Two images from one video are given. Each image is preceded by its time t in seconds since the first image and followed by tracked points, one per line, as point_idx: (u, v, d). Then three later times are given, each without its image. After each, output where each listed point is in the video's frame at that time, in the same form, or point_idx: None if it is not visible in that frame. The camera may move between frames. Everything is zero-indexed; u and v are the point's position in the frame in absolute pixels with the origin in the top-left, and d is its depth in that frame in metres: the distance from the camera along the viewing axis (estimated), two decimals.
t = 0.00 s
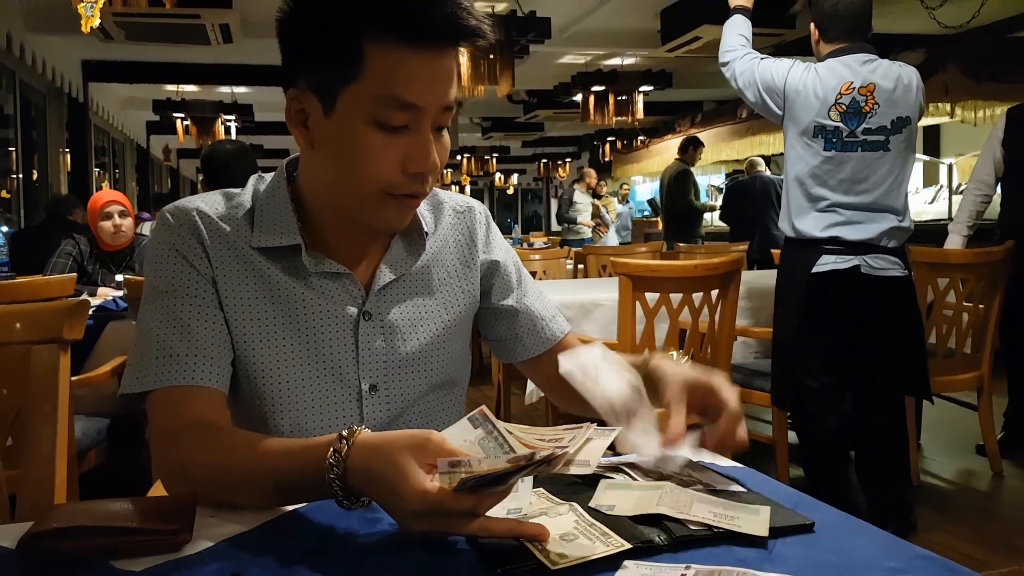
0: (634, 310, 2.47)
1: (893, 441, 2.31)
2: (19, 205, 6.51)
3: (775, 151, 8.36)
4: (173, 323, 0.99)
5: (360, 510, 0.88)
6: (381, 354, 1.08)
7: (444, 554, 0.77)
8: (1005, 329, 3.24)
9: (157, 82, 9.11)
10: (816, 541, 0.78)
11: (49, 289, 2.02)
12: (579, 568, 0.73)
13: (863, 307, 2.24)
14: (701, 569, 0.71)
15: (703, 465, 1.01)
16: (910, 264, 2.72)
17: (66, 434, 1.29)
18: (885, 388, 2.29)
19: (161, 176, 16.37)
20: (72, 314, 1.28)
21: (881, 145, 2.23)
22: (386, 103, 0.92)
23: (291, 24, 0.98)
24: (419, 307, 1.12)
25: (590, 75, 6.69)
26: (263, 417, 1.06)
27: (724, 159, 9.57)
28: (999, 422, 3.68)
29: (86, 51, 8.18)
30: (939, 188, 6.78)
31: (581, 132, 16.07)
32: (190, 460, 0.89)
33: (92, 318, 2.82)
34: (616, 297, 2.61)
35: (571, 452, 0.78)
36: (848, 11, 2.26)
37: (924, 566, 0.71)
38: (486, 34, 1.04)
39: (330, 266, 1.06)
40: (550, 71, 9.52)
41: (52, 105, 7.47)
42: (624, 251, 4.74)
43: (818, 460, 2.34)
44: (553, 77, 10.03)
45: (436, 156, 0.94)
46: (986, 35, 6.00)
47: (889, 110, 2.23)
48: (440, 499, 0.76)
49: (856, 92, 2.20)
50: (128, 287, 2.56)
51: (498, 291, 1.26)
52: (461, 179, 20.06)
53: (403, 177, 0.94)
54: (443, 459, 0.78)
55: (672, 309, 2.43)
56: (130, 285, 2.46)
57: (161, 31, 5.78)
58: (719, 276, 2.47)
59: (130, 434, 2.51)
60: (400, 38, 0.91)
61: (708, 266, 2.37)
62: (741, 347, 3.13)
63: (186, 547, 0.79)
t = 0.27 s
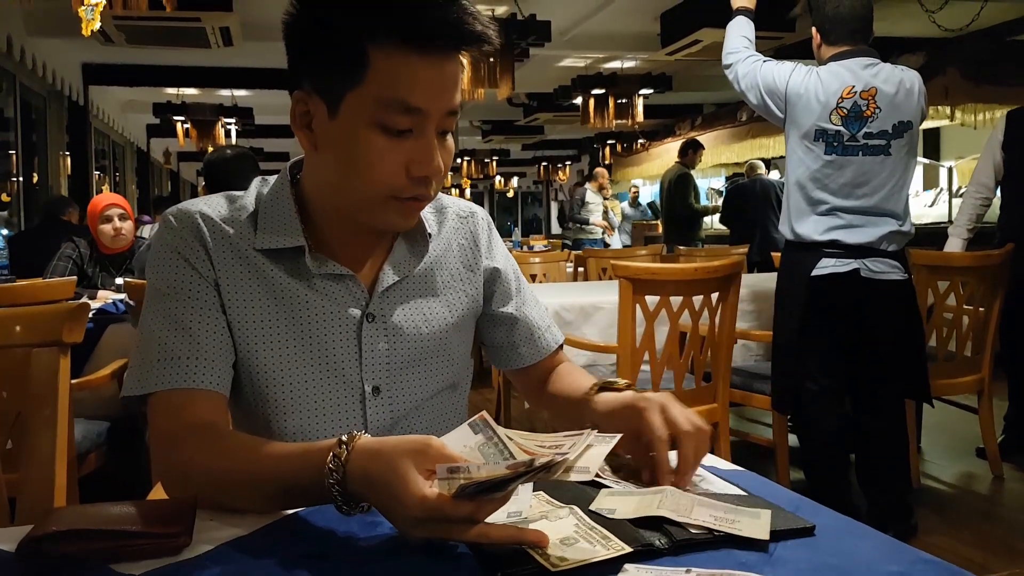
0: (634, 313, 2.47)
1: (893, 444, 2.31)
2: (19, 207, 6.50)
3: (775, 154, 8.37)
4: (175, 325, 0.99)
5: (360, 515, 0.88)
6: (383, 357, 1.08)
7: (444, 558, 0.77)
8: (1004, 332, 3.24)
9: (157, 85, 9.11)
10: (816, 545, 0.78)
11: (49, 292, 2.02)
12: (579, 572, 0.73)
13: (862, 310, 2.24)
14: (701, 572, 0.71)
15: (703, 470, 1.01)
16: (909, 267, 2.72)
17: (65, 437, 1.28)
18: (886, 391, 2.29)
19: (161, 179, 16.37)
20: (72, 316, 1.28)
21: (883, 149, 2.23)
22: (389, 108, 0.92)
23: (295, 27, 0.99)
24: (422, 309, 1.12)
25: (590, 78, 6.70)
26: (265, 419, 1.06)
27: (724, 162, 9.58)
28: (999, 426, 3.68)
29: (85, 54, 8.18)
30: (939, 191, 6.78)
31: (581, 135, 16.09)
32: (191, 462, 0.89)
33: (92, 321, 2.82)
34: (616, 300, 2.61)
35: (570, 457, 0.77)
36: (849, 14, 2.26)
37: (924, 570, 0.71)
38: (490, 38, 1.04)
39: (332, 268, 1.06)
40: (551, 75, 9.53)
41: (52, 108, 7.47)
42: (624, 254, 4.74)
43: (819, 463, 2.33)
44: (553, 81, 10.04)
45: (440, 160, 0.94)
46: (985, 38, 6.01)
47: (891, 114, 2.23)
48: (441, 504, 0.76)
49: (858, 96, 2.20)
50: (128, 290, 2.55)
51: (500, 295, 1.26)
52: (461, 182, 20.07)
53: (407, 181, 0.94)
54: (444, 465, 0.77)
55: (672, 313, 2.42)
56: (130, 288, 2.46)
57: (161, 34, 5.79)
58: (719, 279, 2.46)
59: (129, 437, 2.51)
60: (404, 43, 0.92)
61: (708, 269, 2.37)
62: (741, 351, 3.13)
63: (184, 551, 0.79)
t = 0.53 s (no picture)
0: (634, 315, 2.47)
1: (893, 446, 2.30)
2: (19, 209, 6.50)
3: (776, 156, 8.37)
4: (175, 327, 0.99)
5: (360, 516, 0.88)
6: (384, 359, 1.08)
7: (443, 559, 0.77)
8: (1005, 335, 3.24)
9: (157, 87, 9.11)
10: (816, 547, 0.78)
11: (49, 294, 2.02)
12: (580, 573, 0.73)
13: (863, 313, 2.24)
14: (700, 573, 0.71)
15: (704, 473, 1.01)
16: (910, 270, 2.72)
17: (65, 439, 1.28)
18: (886, 393, 2.29)
19: (161, 181, 16.37)
20: (72, 319, 1.28)
21: (884, 152, 2.24)
22: (389, 111, 0.92)
23: (296, 30, 0.99)
24: (422, 311, 1.12)
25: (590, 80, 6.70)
26: (265, 421, 1.06)
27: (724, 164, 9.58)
28: (1000, 428, 3.68)
29: (86, 56, 8.18)
30: (939, 193, 6.79)
31: (581, 137, 16.08)
32: (190, 464, 0.89)
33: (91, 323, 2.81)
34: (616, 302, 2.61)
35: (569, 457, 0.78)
36: (849, 16, 2.26)
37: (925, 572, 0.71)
38: (490, 43, 1.04)
39: (333, 270, 1.06)
40: (551, 77, 9.53)
41: (52, 110, 7.46)
42: (624, 256, 4.74)
43: (819, 465, 2.33)
44: (553, 83, 10.04)
45: (439, 164, 0.94)
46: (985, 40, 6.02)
47: (893, 117, 2.23)
48: (441, 504, 0.76)
49: (859, 99, 2.20)
50: (128, 292, 2.55)
51: (501, 297, 1.26)
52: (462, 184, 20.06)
53: (406, 185, 0.95)
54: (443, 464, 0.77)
55: (672, 314, 2.42)
56: (130, 290, 2.46)
57: (162, 37, 5.79)
58: (719, 281, 2.46)
59: (128, 439, 2.50)
60: (405, 47, 0.92)
61: (708, 271, 2.37)
62: (741, 353, 3.13)
63: (184, 553, 0.79)
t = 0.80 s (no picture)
0: (634, 317, 2.46)
1: (893, 448, 2.30)
2: (19, 211, 6.50)
3: (775, 159, 8.38)
4: (175, 329, 0.99)
5: (360, 517, 0.88)
6: (384, 360, 1.08)
7: (444, 561, 0.77)
8: (1005, 337, 3.24)
9: (157, 90, 9.12)
10: (816, 549, 0.78)
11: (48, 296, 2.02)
12: None
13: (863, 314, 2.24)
14: None
15: (704, 475, 1.01)
16: (910, 272, 2.71)
17: (65, 441, 1.28)
18: (886, 395, 2.29)
19: (161, 183, 16.37)
20: (72, 320, 1.28)
21: (884, 155, 2.24)
22: (386, 116, 0.92)
23: (294, 32, 0.99)
24: (423, 312, 1.12)
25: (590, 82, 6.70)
26: (265, 423, 1.06)
27: (724, 166, 9.59)
28: (999, 430, 3.68)
29: (86, 58, 8.19)
30: (939, 195, 6.80)
31: (581, 139, 16.08)
32: (189, 467, 0.89)
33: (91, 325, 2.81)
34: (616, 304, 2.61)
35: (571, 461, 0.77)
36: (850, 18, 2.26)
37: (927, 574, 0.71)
38: (489, 47, 1.04)
39: (333, 272, 1.06)
40: (551, 79, 9.54)
41: (52, 112, 7.47)
42: (624, 258, 4.74)
43: (819, 467, 2.33)
44: (553, 85, 10.05)
45: (435, 169, 0.94)
46: (985, 43, 6.03)
47: (894, 119, 2.23)
48: (441, 506, 0.76)
49: (860, 102, 2.21)
50: (128, 294, 2.55)
51: (501, 299, 1.26)
52: (461, 186, 20.07)
53: (403, 191, 0.95)
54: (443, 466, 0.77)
55: (672, 316, 2.42)
56: (130, 292, 2.46)
57: (162, 39, 5.79)
58: (719, 283, 2.46)
59: (128, 442, 2.50)
60: (401, 51, 0.92)
61: (708, 273, 2.37)
62: (741, 355, 3.13)
63: (185, 556, 0.78)
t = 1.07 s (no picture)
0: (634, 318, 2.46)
1: (894, 450, 2.30)
2: (19, 212, 6.50)
3: (775, 160, 8.38)
4: (174, 332, 0.99)
5: (360, 520, 0.88)
6: (384, 362, 1.08)
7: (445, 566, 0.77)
8: (1005, 339, 3.23)
9: (157, 91, 9.12)
10: (817, 551, 0.78)
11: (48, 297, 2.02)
12: None
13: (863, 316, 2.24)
14: None
15: (704, 476, 1.01)
16: (909, 273, 2.72)
17: (65, 443, 1.28)
18: (887, 397, 2.29)
19: (161, 185, 16.37)
20: (71, 322, 1.28)
21: (884, 157, 2.24)
22: (378, 118, 0.92)
23: (292, 33, 0.99)
24: (422, 314, 1.12)
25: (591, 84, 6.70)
26: (264, 425, 1.06)
27: (724, 168, 9.59)
28: (999, 432, 3.68)
29: (86, 60, 8.19)
30: (939, 196, 6.82)
31: (581, 141, 16.09)
32: (186, 469, 0.89)
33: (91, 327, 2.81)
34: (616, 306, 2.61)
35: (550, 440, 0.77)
36: (851, 20, 2.27)
37: None
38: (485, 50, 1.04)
39: (332, 274, 1.06)
40: (551, 81, 9.56)
41: (52, 114, 7.47)
42: (624, 259, 4.74)
43: (819, 469, 2.33)
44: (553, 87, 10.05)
45: (427, 172, 0.94)
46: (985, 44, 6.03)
47: (893, 121, 2.24)
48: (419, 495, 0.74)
49: (860, 104, 2.21)
50: (128, 296, 2.55)
51: (502, 301, 1.26)
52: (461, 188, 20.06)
53: (395, 193, 0.95)
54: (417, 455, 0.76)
55: (672, 318, 2.42)
56: (130, 294, 2.46)
57: (163, 41, 5.80)
58: (719, 285, 2.46)
59: (127, 444, 2.50)
60: (394, 53, 0.91)
61: (708, 274, 2.37)
62: (742, 357, 3.13)
63: (185, 558, 0.78)
